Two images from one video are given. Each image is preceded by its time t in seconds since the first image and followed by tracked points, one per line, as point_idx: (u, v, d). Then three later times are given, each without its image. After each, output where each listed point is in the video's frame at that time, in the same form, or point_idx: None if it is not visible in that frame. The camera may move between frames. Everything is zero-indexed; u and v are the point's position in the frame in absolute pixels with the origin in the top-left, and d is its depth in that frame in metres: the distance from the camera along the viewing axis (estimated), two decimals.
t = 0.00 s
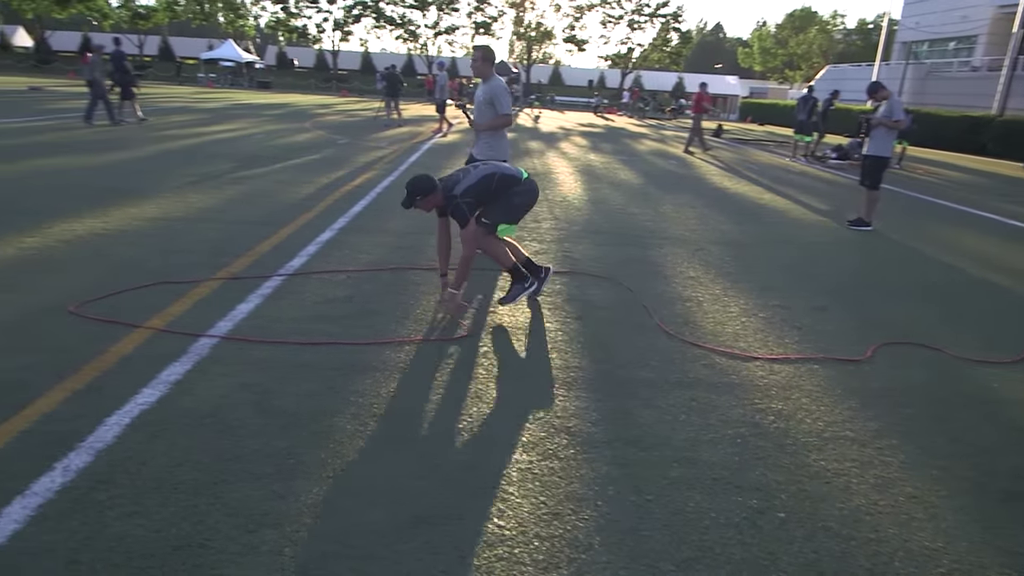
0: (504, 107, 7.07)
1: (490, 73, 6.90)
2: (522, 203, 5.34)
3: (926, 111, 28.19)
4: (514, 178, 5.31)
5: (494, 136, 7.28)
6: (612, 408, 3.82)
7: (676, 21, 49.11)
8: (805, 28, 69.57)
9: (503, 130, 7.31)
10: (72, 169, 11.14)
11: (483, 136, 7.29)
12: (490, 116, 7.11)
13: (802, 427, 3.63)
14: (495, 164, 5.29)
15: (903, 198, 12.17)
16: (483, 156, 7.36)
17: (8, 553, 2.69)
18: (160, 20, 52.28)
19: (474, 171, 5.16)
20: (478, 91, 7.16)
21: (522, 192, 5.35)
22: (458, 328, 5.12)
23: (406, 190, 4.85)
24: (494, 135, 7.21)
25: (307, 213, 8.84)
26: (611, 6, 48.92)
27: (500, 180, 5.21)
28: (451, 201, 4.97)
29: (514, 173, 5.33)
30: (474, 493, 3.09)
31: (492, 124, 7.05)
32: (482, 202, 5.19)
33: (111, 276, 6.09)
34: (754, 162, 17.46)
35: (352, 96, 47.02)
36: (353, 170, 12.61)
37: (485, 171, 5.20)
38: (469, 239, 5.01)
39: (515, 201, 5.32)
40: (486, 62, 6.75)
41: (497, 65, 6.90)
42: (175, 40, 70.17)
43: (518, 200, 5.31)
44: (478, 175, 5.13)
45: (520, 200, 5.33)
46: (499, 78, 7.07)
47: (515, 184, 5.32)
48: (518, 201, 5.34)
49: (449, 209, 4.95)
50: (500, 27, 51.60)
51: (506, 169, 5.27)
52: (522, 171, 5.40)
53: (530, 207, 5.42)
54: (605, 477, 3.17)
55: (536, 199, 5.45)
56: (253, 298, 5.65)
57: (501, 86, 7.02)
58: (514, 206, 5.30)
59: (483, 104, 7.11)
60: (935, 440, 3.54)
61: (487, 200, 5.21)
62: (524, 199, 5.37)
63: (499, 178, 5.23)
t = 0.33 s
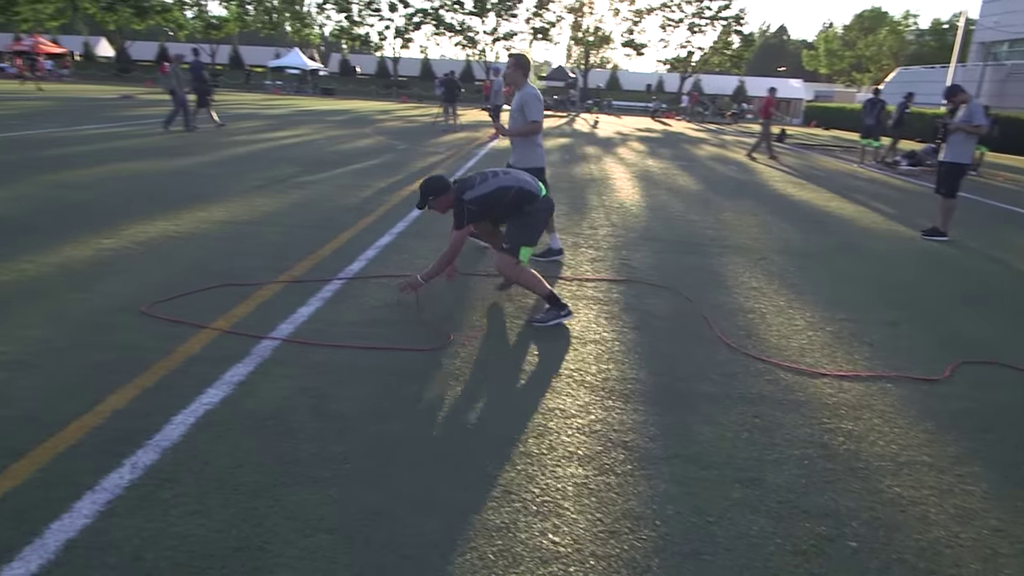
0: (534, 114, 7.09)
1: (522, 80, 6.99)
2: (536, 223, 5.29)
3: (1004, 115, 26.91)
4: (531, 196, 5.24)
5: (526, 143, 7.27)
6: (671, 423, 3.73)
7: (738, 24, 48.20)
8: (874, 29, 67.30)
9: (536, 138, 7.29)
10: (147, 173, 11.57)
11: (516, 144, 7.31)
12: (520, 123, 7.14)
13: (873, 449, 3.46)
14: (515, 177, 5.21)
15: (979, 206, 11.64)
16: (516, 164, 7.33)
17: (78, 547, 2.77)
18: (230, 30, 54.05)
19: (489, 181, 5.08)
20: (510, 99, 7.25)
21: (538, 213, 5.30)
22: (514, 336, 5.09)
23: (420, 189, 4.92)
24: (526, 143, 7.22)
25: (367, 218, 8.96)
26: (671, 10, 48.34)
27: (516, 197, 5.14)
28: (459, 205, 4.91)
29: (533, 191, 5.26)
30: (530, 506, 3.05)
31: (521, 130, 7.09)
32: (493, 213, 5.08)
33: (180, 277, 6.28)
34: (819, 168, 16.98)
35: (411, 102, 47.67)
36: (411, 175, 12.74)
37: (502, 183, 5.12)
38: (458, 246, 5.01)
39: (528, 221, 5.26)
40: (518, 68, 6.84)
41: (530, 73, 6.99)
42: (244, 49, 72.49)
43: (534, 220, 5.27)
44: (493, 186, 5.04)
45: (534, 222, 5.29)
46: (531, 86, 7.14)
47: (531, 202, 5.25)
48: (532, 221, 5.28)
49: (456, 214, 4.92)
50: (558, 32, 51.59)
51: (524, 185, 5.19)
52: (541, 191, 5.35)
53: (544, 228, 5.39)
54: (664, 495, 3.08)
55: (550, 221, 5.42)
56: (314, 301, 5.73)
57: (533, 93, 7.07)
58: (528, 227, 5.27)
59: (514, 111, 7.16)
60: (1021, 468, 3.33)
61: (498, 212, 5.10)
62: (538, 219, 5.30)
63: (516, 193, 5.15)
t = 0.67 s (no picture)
0: (567, 126, 7.04)
1: (557, 93, 6.87)
2: (550, 240, 5.13)
3: None
4: (539, 213, 5.12)
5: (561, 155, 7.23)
6: (738, 445, 3.59)
7: (806, 30, 47.02)
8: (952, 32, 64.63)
9: (571, 149, 7.23)
10: (220, 184, 11.96)
11: (552, 155, 7.28)
12: (553, 134, 7.10)
13: (958, 482, 3.25)
14: (522, 194, 5.13)
15: None
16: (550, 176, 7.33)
17: (146, 550, 2.82)
18: (299, 45, 55.72)
19: (494, 199, 5.07)
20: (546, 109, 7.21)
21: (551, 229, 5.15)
22: (573, 349, 5.01)
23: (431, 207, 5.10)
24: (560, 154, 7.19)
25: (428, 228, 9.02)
26: (736, 17, 47.53)
27: (522, 214, 5.09)
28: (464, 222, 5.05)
29: (540, 208, 5.14)
30: (590, 528, 2.97)
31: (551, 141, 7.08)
32: (499, 230, 5.11)
33: (248, 285, 6.43)
34: (892, 178, 16.34)
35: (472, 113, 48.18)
36: (472, 185, 12.81)
37: (507, 201, 5.08)
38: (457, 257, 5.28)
39: (539, 239, 5.12)
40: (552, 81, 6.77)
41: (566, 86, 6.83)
42: (312, 63, 74.57)
43: (545, 238, 5.12)
44: (497, 204, 5.04)
45: (549, 239, 5.14)
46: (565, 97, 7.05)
47: (539, 219, 5.13)
48: (545, 238, 5.13)
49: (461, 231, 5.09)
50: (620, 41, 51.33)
51: (530, 202, 5.11)
52: (551, 207, 5.19)
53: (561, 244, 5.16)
54: (732, 523, 2.95)
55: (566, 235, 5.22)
56: (376, 310, 5.78)
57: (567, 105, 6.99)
58: (542, 244, 5.11)
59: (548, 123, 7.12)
60: None
61: (505, 229, 5.12)
62: (550, 236, 5.14)
63: (522, 211, 5.09)
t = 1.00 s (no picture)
0: (606, 128, 7.04)
1: (597, 94, 6.88)
2: (553, 238, 5.36)
3: None
4: (536, 215, 5.36)
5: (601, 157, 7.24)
6: (811, 467, 3.43)
7: (877, 31, 45.48)
8: None
9: (610, 151, 7.23)
10: (287, 194, 12.25)
11: (591, 157, 7.29)
12: (592, 136, 7.11)
13: None
14: (516, 203, 5.37)
15: None
16: (591, 179, 7.31)
17: (213, 555, 2.85)
18: (362, 58, 56.97)
19: (490, 215, 5.33)
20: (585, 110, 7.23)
21: (551, 228, 5.37)
22: (635, 362, 4.90)
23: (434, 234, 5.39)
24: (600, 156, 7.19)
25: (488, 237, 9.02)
26: (802, 19, 46.35)
27: (519, 222, 5.34)
28: (467, 241, 5.31)
29: (536, 211, 5.38)
30: (654, 550, 2.87)
31: (592, 144, 7.05)
32: (502, 241, 5.37)
33: (313, 293, 6.54)
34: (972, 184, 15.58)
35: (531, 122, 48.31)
36: (531, 194, 12.80)
37: (504, 213, 5.33)
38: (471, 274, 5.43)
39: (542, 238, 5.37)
40: (593, 84, 6.80)
41: (605, 87, 6.84)
42: (376, 75, 76.11)
43: (547, 238, 5.35)
44: (494, 219, 5.29)
45: (551, 237, 5.37)
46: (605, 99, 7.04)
47: (538, 221, 5.36)
48: (549, 237, 5.36)
49: (466, 251, 5.33)
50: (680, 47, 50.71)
51: (525, 209, 5.35)
52: (546, 207, 5.41)
53: (566, 238, 5.39)
54: (806, 551, 2.81)
55: (568, 228, 5.42)
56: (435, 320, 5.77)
57: (607, 107, 6.99)
58: (547, 244, 5.36)
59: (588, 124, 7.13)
60: None
61: (507, 239, 5.38)
62: (552, 234, 5.36)
63: (519, 219, 5.34)
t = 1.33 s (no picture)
0: (652, 135, 6.96)
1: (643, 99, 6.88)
2: (565, 223, 5.70)
3: None
4: (547, 203, 5.70)
5: (644, 163, 7.13)
6: (894, 498, 3.24)
7: (960, 32, 43.50)
8: None
9: (653, 159, 7.12)
10: (356, 203, 12.49)
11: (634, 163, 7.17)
12: (637, 142, 7.00)
13: None
14: (528, 195, 5.71)
15: None
16: (636, 183, 7.15)
17: (279, 560, 2.88)
18: (429, 70, 57.92)
19: (507, 207, 5.61)
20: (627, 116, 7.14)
21: (562, 212, 5.71)
22: (702, 378, 4.76)
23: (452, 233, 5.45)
24: (645, 162, 7.09)
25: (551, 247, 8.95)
26: (879, 22, 44.76)
27: (533, 210, 5.66)
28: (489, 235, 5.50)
29: (547, 199, 5.72)
30: None
31: (638, 149, 6.95)
32: (520, 231, 5.63)
33: (379, 302, 6.61)
34: None
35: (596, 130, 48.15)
36: (595, 203, 12.70)
37: (518, 204, 5.63)
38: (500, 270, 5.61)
39: (553, 224, 5.69)
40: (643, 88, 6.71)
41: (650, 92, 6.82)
42: (443, 86, 77.26)
43: (559, 223, 5.68)
44: (511, 210, 5.56)
45: (563, 221, 5.71)
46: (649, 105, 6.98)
47: (549, 208, 5.70)
48: (559, 223, 5.70)
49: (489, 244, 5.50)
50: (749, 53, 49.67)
51: (537, 198, 5.69)
52: (556, 194, 5.77)
53: (575, 222, 5.76)
54: None
55: (575, 213, 5.78)
56: (497, 330, 5.74)
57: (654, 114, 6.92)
58: (559, 229, 5.69)
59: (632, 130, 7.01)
60: None
61: (525, 229, 5.66)
62: (561, 219, 5.70)
63: (532, 208, 5.66)
